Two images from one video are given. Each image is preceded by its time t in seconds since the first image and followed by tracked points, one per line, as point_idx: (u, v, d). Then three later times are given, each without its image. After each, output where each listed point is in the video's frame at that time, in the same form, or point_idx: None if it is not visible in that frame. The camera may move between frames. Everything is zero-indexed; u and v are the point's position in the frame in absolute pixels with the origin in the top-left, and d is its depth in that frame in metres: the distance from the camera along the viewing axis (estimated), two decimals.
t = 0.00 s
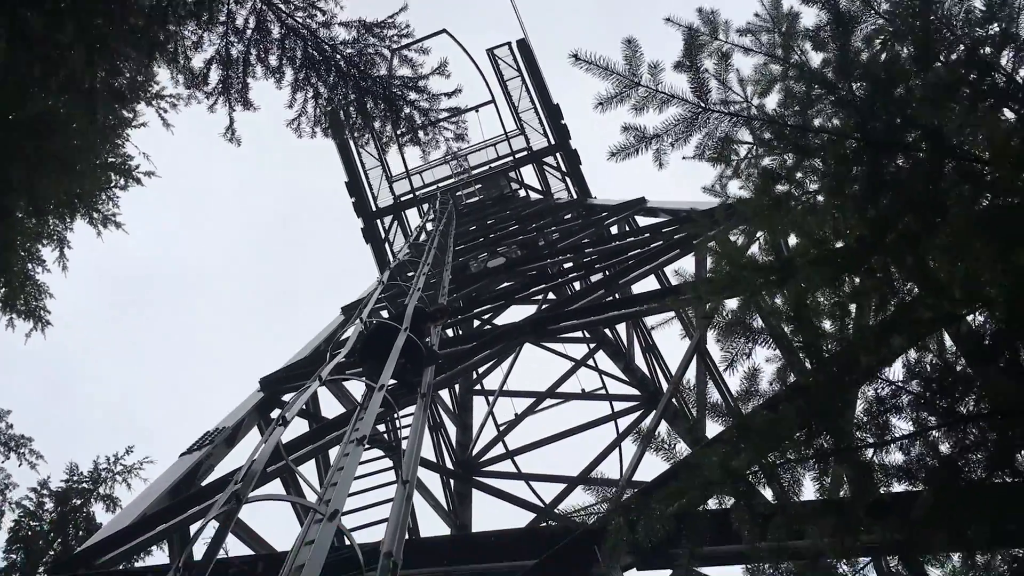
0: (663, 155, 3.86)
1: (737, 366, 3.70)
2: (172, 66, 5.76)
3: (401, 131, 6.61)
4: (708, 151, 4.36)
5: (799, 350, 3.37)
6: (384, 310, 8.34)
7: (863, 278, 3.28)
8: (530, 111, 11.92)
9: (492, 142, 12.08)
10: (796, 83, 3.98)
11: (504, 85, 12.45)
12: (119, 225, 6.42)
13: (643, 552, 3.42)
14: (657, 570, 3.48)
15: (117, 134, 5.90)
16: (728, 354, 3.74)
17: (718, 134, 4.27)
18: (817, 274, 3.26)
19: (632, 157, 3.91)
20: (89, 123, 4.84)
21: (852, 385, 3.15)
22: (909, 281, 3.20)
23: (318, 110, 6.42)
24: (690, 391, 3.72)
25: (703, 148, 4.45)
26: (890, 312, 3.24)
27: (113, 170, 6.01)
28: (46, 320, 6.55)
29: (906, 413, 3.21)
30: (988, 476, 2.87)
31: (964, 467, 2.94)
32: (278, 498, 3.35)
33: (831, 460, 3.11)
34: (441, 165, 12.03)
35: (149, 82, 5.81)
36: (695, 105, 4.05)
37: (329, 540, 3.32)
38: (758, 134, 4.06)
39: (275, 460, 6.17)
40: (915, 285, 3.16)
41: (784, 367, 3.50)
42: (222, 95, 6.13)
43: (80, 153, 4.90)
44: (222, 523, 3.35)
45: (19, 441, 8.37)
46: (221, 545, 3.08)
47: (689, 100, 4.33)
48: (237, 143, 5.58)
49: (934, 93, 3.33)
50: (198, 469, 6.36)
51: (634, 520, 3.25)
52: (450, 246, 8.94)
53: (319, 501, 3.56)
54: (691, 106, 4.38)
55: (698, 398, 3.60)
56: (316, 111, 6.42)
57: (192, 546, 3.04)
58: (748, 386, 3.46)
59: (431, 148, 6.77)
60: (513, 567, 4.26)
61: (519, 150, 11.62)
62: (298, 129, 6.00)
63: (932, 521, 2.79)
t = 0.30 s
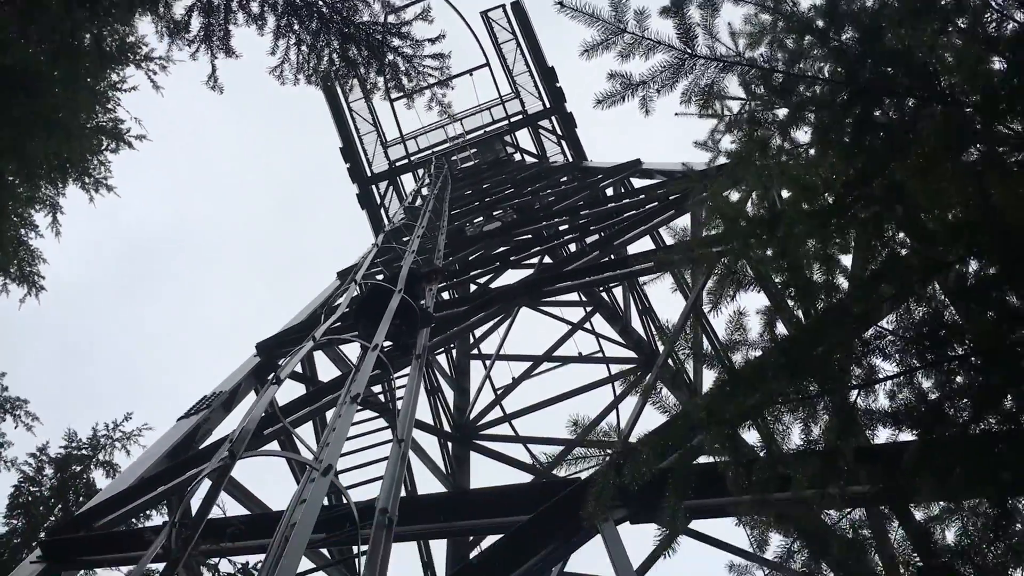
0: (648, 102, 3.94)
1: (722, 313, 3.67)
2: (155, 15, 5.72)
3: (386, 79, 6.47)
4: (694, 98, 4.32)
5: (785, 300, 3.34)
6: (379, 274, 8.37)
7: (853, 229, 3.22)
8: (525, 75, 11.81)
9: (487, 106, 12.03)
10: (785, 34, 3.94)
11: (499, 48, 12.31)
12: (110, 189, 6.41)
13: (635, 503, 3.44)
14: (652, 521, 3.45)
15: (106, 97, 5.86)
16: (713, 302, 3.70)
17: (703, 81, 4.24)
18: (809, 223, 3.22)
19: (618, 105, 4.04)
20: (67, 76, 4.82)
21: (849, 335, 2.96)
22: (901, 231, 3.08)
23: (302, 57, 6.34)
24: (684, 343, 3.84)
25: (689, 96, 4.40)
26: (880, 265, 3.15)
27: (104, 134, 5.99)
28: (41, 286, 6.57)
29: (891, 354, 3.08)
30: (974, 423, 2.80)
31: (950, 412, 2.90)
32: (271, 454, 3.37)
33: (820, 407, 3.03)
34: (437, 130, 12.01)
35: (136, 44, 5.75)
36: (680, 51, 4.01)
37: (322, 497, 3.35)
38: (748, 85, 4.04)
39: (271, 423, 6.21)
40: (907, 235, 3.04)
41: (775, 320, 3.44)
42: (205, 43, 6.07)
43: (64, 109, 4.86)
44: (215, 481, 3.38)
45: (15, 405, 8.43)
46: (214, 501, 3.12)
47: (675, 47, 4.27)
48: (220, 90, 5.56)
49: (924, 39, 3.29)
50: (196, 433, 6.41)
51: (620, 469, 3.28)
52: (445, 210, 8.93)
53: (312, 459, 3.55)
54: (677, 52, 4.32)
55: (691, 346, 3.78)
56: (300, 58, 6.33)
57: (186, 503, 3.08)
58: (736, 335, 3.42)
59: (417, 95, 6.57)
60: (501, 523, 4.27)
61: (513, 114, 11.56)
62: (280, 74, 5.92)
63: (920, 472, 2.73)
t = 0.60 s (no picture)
0: (641, 59, 3.94)
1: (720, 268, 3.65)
2: None
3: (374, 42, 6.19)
4: (686, 53, 4.26)
5: (785, 255, 3.32)
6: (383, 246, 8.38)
7: (855, 185, 3.16)
8: (524, 41, 11.67)
9: (486, 75, 11.94)
10: None
11: (496, 15, 12.14)
12: (109, 168, 6.39)
13: (643, 462, 3.46)
14: (652, 482, 3.46)
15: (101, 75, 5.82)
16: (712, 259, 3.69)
17: (696, 35, 4.18)
18: (808, 177, 3.19)
19: (610, 61, 4.15)
20: (56, 55, 4.71)
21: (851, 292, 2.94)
22: (903, 183, 2.99)
23: (287, 21, 5.97)
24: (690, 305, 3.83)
25: (682, 50, 4.34)
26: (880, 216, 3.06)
27: (101, 112, 5.97)
28: (45, 266, 6.61)
29: (891, 305, 2.99)
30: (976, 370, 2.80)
31: (951, 360, 2.89)
32: (277, 426, 3.38)
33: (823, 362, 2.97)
34: (437, 100, 11.93)
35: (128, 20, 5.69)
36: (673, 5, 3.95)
37: (329, 467, 3.36)
38: (745, 40, 3.98)
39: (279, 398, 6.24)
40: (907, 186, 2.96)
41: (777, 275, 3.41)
42: (189, 11, 5.74)
43: (56, 89, 4.77)
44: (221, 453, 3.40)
45: (24, 385, 8.55)
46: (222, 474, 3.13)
47: None
48: (206, 57, 5.50)
49: None
50: (206, 409, 6.48)
51: (621, 428, 3.31)
52: (447, 181, 8.90)
53: (318, 429, 3.52)
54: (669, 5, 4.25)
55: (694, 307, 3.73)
56: (284, 22, 5.96)
57: (195, 475, 3.13)
58: (737, 294, 3.41)
59: (406, 58, 6.35)
60: (508, 488, 4.16)
61: (513, 82, 11.46)
62: (266, 39, 5.84)
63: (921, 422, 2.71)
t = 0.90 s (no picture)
0: (636, 42, 3.93)
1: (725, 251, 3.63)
2: None
3: (369, 34, 6.14)
4: (682, 35, 4.24)
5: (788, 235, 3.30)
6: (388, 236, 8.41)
7: (855, 162, 3.15)
8: (524, 27, 11.62)
9: (487, 62, 11.89)
10: None
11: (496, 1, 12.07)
12: (113, 166, 6.44)
13: (650, 445, 3.44)
14: (660, 465, 3.46)
15: (101, 74, 5.86)
16: (717, 241, 3.65)
17: (692, 17, 4.15)
18: (809, 156, 3.18)
19: (606, 46, 4.15)
20: (51, 56, 4.73)
21: (854, 269, 2.93)
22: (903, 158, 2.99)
23: (280, 17, 5.94)
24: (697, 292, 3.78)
25: (678, 33, 4.32)
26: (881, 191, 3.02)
27: (103, 112, 6.02)
28: (54, 267, 6.67)
29: (895, 282, 3.00)
30: (980, 346, 2.80)
31: (956, 336, 2.88)
32: (288, 420, 3.40)
33: (825, 339, 2.99)
34: (438, 89, 11.91)
35: (125, 18, 5.71)
36: None
37: (340, 458, 3.39)
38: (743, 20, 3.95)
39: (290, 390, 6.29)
40: (908, 162, 2.95)
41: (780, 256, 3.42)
42: (183, 9, 5.75)
43: (53, 90, 4.80)
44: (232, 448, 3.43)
45: (35, 384, 8.66)
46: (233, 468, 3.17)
47: None
48: (200, 54, 5.51)
49: None
50: (218, 404, 6.55)
51: (627, 412, 3.33)
52: (450, 169, 8.91)
53: (328, 421, 3.55)
54: None
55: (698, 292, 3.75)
56: (278, 18, 5.94)
57: (207, 470, 3.17)
58: (740, 274, 3.41)
59: (400, 49, 6.29)
60: (520, 474, 4.21)
61: (515, 68, 11.42)
62: (260, 34, 5.85)
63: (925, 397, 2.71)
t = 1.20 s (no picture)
0: (645, 45, 3.94)
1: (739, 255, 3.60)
2: None
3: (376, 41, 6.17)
4: (692, 37, 4.23)
5: (804, 235, 3.24)
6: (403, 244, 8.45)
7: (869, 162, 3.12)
8: (536, 34, 11.65)
9: (500, 69, 11.93)
10: None
11: (507, 8, 12.10)
12: (127, 178, 6.51)
13: (666, 450, 3.42)
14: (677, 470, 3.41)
15: (114, 87, 5.92)
16: (731, 245, 3.62)
17: (701, 19, 4.14)
18: (821, 158, 3.16)
19: (615, 50, 4.15)
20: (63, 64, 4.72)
21: (869, 269, 2.89)
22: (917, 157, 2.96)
23: (289, 26, 6.05)
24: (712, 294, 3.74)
25: (686, 36, 4.29)
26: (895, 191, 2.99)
27: (117, 124, 6.09)
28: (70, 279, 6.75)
29: (911, 282, 2.95)
30: (999, 346, 2.77)
31: (975, 336, 2.84)
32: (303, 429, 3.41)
33: (841, 341, 2.95)
34: (451, 97, 11.96)
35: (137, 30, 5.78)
36: None
37: (355, 468, 3.39)
38: (752, 21, 3.93)
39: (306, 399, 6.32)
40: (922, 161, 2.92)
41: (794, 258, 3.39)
42: (192, 20, 5.82)
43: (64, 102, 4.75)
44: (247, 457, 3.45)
45: (55, 396, 8.78)
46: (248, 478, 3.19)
47: None
48: (209, 65, 5.56)
49: None
50: (234, 414, 6.60)
51: (641, 417, 3.31)
52: (464, 176, 8.94)
53: (343, 430, 3.56)
54: None
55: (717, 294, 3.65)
56: (287, 27, 6.05)
57: (222, 480, 3.19)
58: (755, 276, 3.38)
59: (407, 57, 6.33)
60: (537, 481, 4.19)
61: (527, 75, 11.45)
62: (268, 44, 5.90)
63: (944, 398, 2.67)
